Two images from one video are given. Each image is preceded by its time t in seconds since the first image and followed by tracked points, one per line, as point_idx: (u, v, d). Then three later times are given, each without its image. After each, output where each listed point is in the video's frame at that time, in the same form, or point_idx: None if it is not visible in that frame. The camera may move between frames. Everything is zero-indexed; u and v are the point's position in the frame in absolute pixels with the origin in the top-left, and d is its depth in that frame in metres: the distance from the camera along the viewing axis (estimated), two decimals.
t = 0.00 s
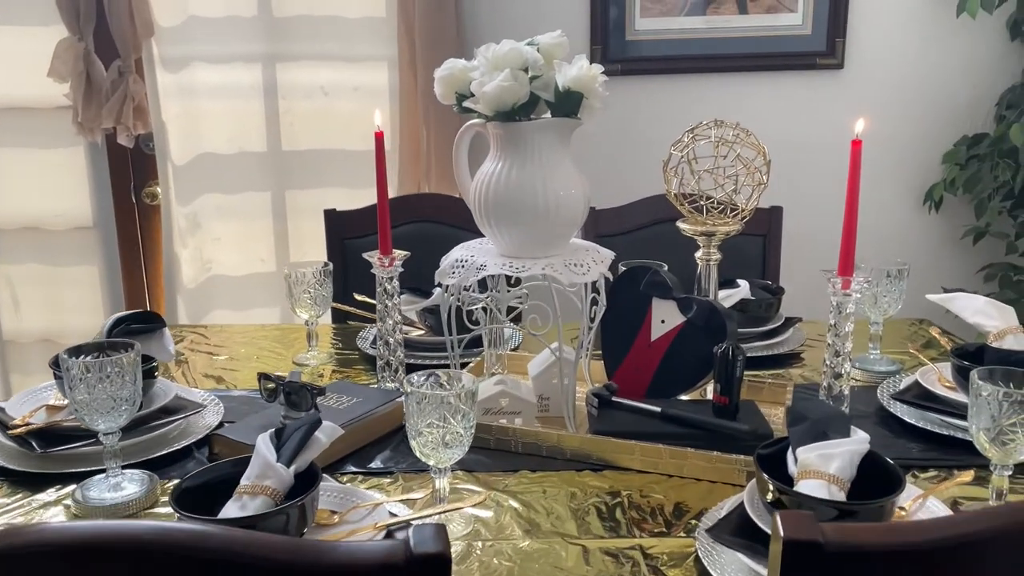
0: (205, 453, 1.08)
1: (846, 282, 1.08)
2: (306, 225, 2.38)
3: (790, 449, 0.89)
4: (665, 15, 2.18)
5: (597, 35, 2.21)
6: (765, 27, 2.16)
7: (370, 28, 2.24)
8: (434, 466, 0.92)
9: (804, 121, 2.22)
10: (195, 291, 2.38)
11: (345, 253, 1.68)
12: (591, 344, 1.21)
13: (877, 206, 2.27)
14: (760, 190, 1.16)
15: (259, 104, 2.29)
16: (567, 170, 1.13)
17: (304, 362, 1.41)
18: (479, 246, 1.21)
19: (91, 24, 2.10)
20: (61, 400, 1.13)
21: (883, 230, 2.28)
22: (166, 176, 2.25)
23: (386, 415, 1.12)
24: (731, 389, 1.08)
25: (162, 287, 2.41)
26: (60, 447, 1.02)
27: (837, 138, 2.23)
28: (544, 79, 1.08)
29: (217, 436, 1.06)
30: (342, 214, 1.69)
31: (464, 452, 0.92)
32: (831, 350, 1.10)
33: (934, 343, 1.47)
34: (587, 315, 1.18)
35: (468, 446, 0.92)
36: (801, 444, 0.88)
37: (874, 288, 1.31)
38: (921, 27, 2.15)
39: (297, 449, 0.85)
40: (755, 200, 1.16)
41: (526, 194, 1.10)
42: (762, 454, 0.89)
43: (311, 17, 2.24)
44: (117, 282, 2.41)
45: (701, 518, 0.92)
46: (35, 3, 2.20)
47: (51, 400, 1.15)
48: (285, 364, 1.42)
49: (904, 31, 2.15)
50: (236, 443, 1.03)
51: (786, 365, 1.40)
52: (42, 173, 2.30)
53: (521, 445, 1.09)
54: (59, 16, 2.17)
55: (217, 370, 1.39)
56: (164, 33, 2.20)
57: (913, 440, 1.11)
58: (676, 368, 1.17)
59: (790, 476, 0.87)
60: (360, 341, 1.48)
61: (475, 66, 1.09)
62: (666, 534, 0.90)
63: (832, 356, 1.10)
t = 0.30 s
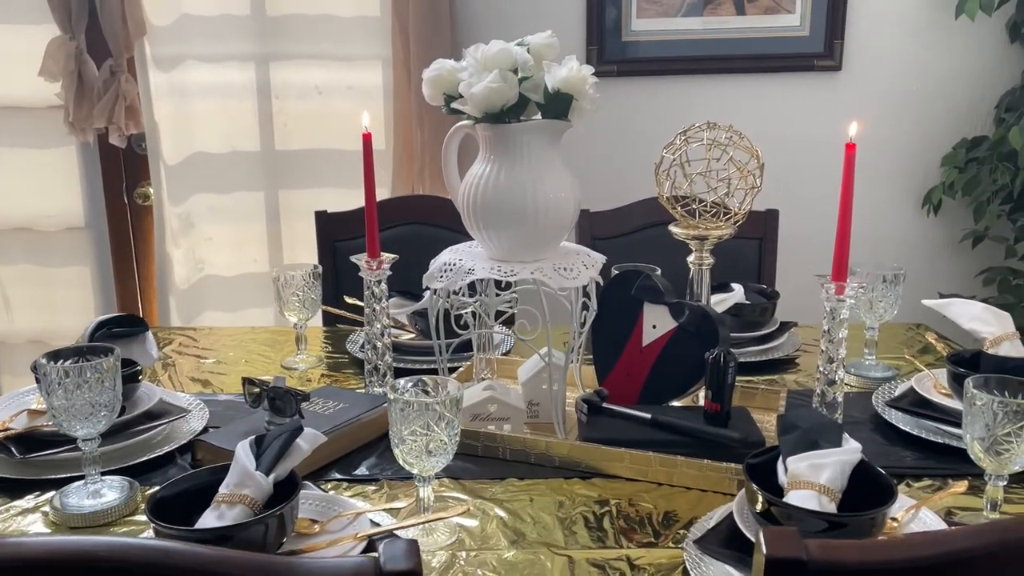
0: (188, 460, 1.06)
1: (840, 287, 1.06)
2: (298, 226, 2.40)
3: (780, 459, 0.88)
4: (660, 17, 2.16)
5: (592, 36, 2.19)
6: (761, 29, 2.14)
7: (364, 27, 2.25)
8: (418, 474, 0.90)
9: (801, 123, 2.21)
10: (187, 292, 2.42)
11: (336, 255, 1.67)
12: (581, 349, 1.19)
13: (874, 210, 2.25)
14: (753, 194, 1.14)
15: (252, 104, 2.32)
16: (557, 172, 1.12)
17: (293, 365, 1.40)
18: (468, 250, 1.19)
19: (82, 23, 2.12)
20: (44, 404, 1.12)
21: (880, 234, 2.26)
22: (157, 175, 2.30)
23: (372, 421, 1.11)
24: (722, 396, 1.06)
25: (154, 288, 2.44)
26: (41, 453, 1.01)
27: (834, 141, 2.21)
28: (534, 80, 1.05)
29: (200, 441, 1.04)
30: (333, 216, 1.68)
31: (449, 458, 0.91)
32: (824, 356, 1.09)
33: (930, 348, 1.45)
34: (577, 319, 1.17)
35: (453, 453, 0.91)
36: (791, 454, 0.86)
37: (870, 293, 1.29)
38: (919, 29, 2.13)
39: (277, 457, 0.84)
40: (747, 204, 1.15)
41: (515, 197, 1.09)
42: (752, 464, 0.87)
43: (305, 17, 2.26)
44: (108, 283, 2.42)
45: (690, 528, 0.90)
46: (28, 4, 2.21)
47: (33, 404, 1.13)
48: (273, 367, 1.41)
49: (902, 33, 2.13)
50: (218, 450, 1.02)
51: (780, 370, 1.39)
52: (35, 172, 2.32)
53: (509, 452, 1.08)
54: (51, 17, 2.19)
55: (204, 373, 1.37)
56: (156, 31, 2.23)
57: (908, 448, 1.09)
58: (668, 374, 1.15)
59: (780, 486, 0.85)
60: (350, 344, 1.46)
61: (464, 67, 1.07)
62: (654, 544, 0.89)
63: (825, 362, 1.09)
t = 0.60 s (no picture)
0: (179, 464, 1.06)
1: (838, 292, 1.05)
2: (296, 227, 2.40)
3: (776, 466, 0.86)
4: (661, 18, 2.15)
5: (592, 38, 2.18)
6: (761, 31, 2.13)
7: (362, 28, 2.25)
8: (410, 480, 0.89)
9: (801, 125, 2.20)
10: (184, 292, 2.42)
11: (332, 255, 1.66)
12: (577, 353, 1.18)
13: (874, 212, 2.24)
14: (752, 197, 1.13)
15: (250, 105, 2.32)
16: (553, 175, 1.10)
17: (287, 368, 1.39)
18: (464, 253, 1.18)
19: (78, 22, 2.12)
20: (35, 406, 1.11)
21: (880, 236, 2.25)
22: (155, 175, 2.29)
23: (366, 425, 1.10)
24: (719, 401, 1.05)
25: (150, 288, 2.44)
26: (31, 456, 1.00)
27: (834, 143, 2.20)
28: (531, 81, 1.06)
29: (191, 445, 1.04)
30: (330, 218, 1.67)
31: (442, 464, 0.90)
32: (822, 361, 1.08)
33: (930, 353, 1.45)
34: (573, 322, 1.15)
35: (445, 458, 0.90)
36: (787, 461, 0.85)
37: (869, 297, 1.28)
38: (920, 31, 2.12)
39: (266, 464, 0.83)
40: (745, 208, 1.14)
41: (511, 200, 1.08)
42: (747, 471, 0.86)
43: (303, 17, 2.26)
44: (105, 283, 2.42)
45: (686, 535, 0.89)
46: (27, 3, 2.21)
47: (25, 407, 1.13)
48: (268, 370, 1.40)
49: (903, 36, 2.12)
50: (210, 454, 1.01)
51: (778, 375, 1.38)
52: (32, 172, 2.32)
53: (503, 458, 1.06)
54: (47, 16, 2.19)
55: (198, 376, 1.37)
56: (154, 31, 2.23)
57: (906, 454, 1.08)
58: (664, 379, 1.14)
59: (776, 493, 0.84)
60: (345, 347, 1.45)
61: (459, 68, 1.06)
62: (649, 552, 0.88)
63: (823, 368, 1.08)
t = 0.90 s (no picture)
0: (170, 471, 1.04)
1: (841, 298, 1.03)
2: (292, 228, 2.39)
3: (778, 476, 0.85)
4: (661, 19, 2.14)
5: (592, 39, 2.17)
6: (762, 32, 2.12)
7: (359, 28, 2.23)
8: (405, 490, 0.87)
9: (801, 128, 2.18)
10: (179, 293, 2.40)
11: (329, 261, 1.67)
12: (575, 359, 1.17)
13: (875, 216, 2.22)
14: (753, 201, 1.12)
15: (247, 105, 2.31)
16: (552, 179, 1.09)
17: (282, 373, 1.37)
18: (461, 257, 1.16)
19: (73, 22, 2.11)
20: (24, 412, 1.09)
21: (881, 240, 2.23)
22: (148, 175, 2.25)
23: (360, 432, 1.08)
24: (720, 409, 1.03)
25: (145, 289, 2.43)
26: (19, 464, 0.98)
27: (835, 146, 2.18)
28: (529, 83, 1.04)
29: (182, 453, 1.02)
30: (326, 220, 1.66)
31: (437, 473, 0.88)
32: (824, 369, 1.06)
33: (933, 359, 1.43)
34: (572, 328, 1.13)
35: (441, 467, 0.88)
36: (789, 472, 0.84)
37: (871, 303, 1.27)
38: (922, 33, 2.10)
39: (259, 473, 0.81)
40: (747, 212, 1.12)
41: (509, 203, 1.06)
42: (748, 481, 0.85)
43: (300, 17, 2.25)
44: (100, 284, 2.41)
45: (686, 547, 0.88)
46: (22, 2, 2.20)
47: (13, 412, 1.11)
48: (262, 375, 1.38)
49: (905, 38, 2.10)
50: (201, 462, 0.99)
51: (779, 381, 1.36)
52: (26, 172, 2.30)
53: (500, 466, 1.05)
54: (42, 16, 2.18)
55: (191, 380, 1.35)
56: (149, 31, 2.22)
57: (911, 464, 1.07)
58: (664, 386, 1.12)
59: (778, 504, 0.82)
60: (341, 351, 1.43)
61: (457, 69, 1.05)
62: (649, 564, 0.86)
63: (825, 375, 1.05)
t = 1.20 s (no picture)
0: (160, 487, 1.00)
1: (852, 310, 0.99)
2: (287, 232, 2.36)
3: (790, 497, 0.82)
4: (662, 22, 2.11)
5: (592, 42, 2.14)
6: (764, 35, 2.09)
7: (356, 30, 2.20)
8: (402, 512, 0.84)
9: (804, 132, 2.15)
10: (172, 297, 2.38)
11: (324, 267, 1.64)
12: (578, 371, 1.14)
13: (877, 221, 2.20)
14: (761, 210, 1.08)
15: (242, 108, 2.28)
16: (554, 186, 1.06)
17: (277, 383, 1.34)
18: (460, 266, 1.13)
19: (65, 23, 2.09)
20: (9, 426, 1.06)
21: (883, 246, 2.21)
22: (142, 179, 2.26)
23: (356, 447, 1.05)
24: (727, 424, 1.00)
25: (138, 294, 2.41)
26: (3, 481, 0.95)
27: (837, 150, 2.16)
28: (531, 88, 1.01)
29: (172, 468, 0.98)
30: (323, 226, 1.63)
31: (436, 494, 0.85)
32: (834, 383, 1.02)
33: (940, 370, 1.40)
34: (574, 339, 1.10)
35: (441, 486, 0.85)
36: (801, 493, 0.81)
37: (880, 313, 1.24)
38: (927, 37, 2.08)
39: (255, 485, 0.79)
40: (754, 221, 1.09)
41: (510, 212, 1.03)
42: (759, 502, 0.82)
43: (296, 18, 2.22)
44: (92, 288, 2.39)
45: (693, 569, 0.85)
46: (14, 3, 2.18)
47: None
48: (256, 385, 1.35)
49: (910, 41, 2.08)
50: (191, 478, 0.96)
51: (785, 392, 1.33)
52: (18, 175, 2.29)
53: (501, 482, 1.02)
54: (34, 17, 2.15)
55: (184, 391, 1.32)
56: (143, 32, 2.19)
57: (922, 480, 1.04)
58: (669, 399, 1.10)
59: (790, 526, 0.79)
60: (337, 361, 1.40)
61: (456, 74, 1.02)
62: None
63: (835, 389, 1.02)
